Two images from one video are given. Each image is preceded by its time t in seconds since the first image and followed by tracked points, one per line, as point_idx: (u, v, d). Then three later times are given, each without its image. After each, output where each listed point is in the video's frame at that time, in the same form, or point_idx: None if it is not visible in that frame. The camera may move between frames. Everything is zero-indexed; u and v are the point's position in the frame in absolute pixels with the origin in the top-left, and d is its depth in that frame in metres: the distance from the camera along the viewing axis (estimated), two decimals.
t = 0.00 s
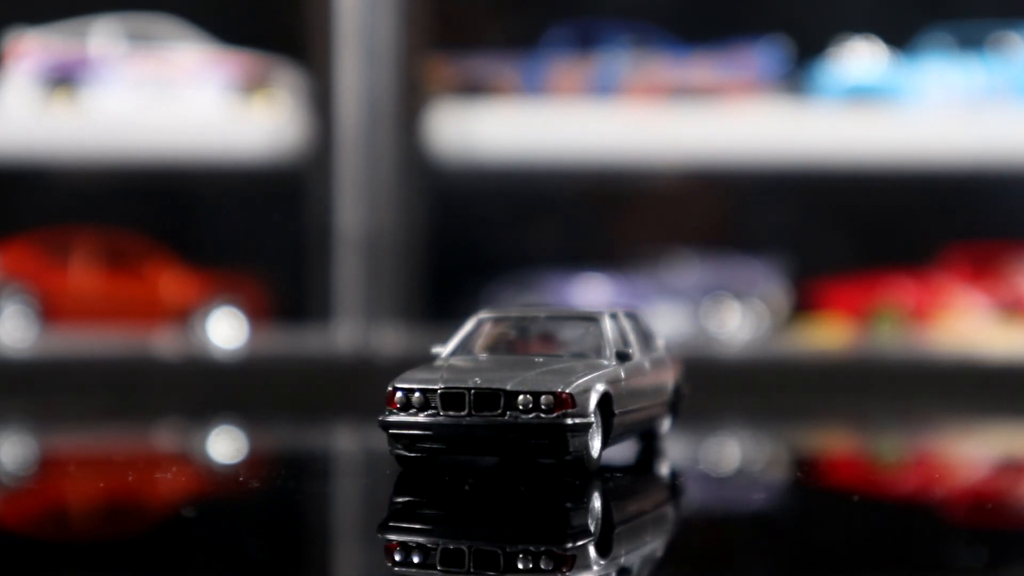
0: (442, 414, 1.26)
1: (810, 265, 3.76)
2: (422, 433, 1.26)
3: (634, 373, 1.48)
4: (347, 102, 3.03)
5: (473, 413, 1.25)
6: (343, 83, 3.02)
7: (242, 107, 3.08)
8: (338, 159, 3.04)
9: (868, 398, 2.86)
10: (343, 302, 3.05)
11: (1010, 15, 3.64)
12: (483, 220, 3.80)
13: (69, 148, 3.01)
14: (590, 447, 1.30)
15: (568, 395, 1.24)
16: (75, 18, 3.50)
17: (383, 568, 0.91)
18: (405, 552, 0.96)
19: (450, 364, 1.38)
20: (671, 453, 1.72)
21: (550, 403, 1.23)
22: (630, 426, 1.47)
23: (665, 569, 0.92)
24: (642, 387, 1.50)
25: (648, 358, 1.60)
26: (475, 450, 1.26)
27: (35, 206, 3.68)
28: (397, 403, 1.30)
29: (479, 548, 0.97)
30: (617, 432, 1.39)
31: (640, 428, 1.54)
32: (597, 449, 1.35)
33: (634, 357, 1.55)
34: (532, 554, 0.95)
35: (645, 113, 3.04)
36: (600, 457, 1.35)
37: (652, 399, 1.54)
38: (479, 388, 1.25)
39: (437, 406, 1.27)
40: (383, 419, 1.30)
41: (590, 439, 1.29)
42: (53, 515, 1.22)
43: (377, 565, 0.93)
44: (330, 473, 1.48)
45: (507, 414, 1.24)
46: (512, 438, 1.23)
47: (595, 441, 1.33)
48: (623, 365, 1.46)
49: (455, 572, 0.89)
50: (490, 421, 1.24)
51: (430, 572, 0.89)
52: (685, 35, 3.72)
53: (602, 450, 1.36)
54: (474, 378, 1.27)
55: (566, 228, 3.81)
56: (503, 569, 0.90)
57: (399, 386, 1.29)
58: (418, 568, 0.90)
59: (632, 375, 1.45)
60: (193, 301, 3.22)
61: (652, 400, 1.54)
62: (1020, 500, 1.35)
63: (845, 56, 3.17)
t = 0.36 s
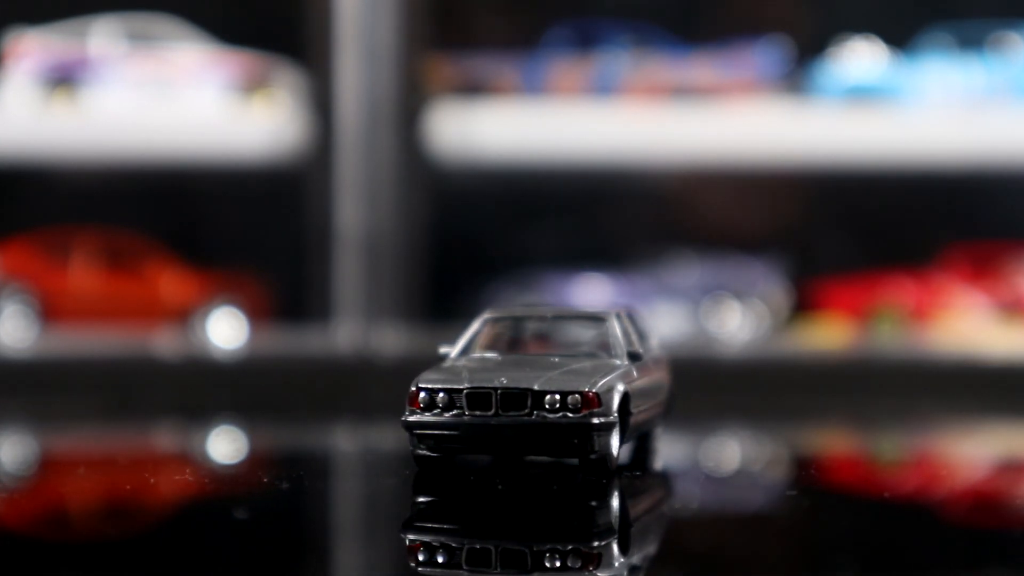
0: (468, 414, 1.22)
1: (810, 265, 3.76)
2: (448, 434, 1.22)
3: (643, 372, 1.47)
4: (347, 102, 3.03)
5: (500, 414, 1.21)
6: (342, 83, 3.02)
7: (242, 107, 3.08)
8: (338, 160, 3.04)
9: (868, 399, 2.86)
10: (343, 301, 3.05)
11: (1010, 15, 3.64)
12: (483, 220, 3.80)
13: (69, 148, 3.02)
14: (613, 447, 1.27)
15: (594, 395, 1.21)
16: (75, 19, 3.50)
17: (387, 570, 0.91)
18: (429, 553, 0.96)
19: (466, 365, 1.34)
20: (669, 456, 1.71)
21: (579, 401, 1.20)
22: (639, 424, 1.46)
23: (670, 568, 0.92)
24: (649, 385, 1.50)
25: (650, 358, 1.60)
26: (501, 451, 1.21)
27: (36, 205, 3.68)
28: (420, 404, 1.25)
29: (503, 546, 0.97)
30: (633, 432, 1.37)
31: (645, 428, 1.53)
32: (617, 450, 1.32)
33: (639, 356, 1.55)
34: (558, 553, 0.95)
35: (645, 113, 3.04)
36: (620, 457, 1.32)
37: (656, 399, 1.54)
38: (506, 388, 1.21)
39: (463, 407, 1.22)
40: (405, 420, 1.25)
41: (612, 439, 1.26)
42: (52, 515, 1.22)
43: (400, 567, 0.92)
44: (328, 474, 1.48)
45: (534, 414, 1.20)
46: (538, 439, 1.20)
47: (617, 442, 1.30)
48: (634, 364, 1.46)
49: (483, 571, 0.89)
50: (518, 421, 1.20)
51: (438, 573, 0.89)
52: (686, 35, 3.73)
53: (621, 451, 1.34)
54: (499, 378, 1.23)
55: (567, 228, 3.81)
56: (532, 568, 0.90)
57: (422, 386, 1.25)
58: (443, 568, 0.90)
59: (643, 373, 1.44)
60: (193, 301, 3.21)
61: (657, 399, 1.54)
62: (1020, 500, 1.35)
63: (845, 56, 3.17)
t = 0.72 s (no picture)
0: (494, 413, 1.19)
1: (811, 265, 3.77)
2: (472, 434, 1.19)
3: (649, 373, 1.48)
4: (347, 101, 3.03)
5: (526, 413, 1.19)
6: (342, 83, 3.02)
7: (242, 107, 3.08)
8: (338, 159, 3.03)
9: (868, 399, 2.86)
10: (343, 302, 3.05)
11: (1010, 15, 3.64)
12: (483, 219, 3.80)
13: (69, 148, 3.02)
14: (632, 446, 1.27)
15: (618, 394, 1.21)
16: (75, 19, 3.50)
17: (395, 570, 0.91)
18: (451, 552, 0.96)
19: (482, 363, 1.31)
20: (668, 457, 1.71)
21: (606, 400, 1.20)
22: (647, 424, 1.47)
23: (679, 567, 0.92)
24: (654, 386, 1.51)
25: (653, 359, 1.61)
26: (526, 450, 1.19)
27: (35, 206, 3.68)
28: (442, 404, 1.21)
29: (525, 544, 0.98)
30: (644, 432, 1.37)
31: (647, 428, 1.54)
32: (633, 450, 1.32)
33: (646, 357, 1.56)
34: (583, 550, 0.96)
35: (645, 113, 3.04)
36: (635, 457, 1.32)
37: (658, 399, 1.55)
38: (532, 387, 1.19)
39: (489, 407, 1.20)
40: (427, 420, 1.21)
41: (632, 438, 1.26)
42: (51, 515, 1.22)
43: (422, 565, 0.92)
44: (328, 474, 1.48)
45: (559, 413, 1.19)
46: (563, 438, 1.19)
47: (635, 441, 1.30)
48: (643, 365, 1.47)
49: (510, 568, 0.90)
50: (547, 421, 1.18)
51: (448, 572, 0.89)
52: (687, 35, 3.73)
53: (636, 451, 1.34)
54: (524, 377, 1.21)
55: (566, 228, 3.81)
56: (558, 565, 0.91)
57: (445, 386, 1.21)
58: (467, 566, 0.91)
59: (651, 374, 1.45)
60: (193, 301, 3.21)
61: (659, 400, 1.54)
62: (1020, 500, 1.35)
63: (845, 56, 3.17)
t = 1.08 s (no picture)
0: (519, 413, 1.21)
1: (810, 265, 3.77)
2: (497, 433, 1.21)
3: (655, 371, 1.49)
4: (347, 102, 3.03)
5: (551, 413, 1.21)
6: (343, 84, 3.02)
7: (242, 108, 3.09)
8: (338, 160, 3.04)
9: (867, 399, 2.87)
10: (344, 302, 3.05)
11: (1009, 16, 3.64)
12: (482, 219, 3.80)
13: (70, 148, 3.02)
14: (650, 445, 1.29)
15: (641, 393, 1.22)
16: (76, 19, 3.51)
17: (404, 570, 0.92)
18: (474, 551, 0.97)
19: (500, 362, 1.31)
20: (669, 456, 1.72)
21: (631, 400, 1.21)
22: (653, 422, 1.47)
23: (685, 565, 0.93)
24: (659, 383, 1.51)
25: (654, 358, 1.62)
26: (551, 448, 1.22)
27: (35, 206, 3.68)
28: (466, 403, 1.23)
29: (546, 543, 0.99)
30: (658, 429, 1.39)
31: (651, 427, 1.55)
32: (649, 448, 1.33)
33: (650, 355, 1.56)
34: (605, 547, 0.98)
35: (645, 114, 3.05)
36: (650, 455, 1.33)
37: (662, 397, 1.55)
38: (556, 387, 1.20)
39: (514, 407, 1.21)
40: (450, 420, 1.23)
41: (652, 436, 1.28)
42: (52, 514, 1.22)
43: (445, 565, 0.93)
44: (329, 473, 1.48)
45: (584, 412, 1.20)
46: (588, 438, 1.20)
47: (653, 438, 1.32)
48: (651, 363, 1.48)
49: (538, 567, 0.91)
50: (574, 420, 1.19)
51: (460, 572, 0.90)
52: (687, 36, 3.73)
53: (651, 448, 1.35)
54: (549, 377, 1.22)
55: (566, 228, 3.81)
56: (584, 562, 0.92)
57: (469, 386, 1.22)
58: (493, 565, 0.91)
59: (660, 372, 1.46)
60: (193, 301, 3.21)
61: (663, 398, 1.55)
62: (1019, 500, 1.36)
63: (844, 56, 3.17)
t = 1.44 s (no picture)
0: (543, 412, 1.20)
1: (810, 265, 3.77)
2: (521, 433, 1.20)
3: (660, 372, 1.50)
4: (347, 102, 3.03)
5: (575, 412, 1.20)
6: (343, 84, 3.02)
7: (242, 107, 3.09)
8: (338, 160, 3.04)
9: (867, 399, 2.87)
10: (343, 302, 3.06)
11: (1009, 16, 3.65)
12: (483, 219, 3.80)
13: (69, 148, 3.02)
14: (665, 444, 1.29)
15: (664, 392, 1.23)
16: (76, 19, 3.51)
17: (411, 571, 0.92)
18: (498, 549, 0.98)
19: (515, 363, 1.31)
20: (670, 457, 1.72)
21: (654, 399, 1.22)
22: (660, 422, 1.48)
23: (693, 565, 0.93)
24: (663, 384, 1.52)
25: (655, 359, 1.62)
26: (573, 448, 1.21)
27: (35, 206, 3.68)
28: (488, 404, 1.21)
29: (569, 541, 0.99)
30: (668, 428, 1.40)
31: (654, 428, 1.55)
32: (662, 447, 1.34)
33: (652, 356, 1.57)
34: (626, 546, 0.98)
35: (645, 114, 3.05)
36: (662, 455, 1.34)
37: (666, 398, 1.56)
38: (581, 386, 1.20)
39: (539, 407, 1.20)
40: (473, 420, 1.22)
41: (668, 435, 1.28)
42: (51, 515, 1.22)
43: (469, 564, 0.94)
44: (329, 473, 1.48)
45: (608, 412, 1.20)
46: (612, 438, 1.20)
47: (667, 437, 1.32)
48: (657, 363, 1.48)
49: (563, 565, 0.91)
50: (600, 420, 1.19)
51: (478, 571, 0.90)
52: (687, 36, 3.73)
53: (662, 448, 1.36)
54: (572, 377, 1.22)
55: (566, 228, 3.82)
56: (607, 560, 0.93)
57: (492, 386, 1.21)
58: (517, 566, 0.91)
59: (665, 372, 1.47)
60: (193, 301, 3.22)
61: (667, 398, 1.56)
62: (1019, 500, 1.36)
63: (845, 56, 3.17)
